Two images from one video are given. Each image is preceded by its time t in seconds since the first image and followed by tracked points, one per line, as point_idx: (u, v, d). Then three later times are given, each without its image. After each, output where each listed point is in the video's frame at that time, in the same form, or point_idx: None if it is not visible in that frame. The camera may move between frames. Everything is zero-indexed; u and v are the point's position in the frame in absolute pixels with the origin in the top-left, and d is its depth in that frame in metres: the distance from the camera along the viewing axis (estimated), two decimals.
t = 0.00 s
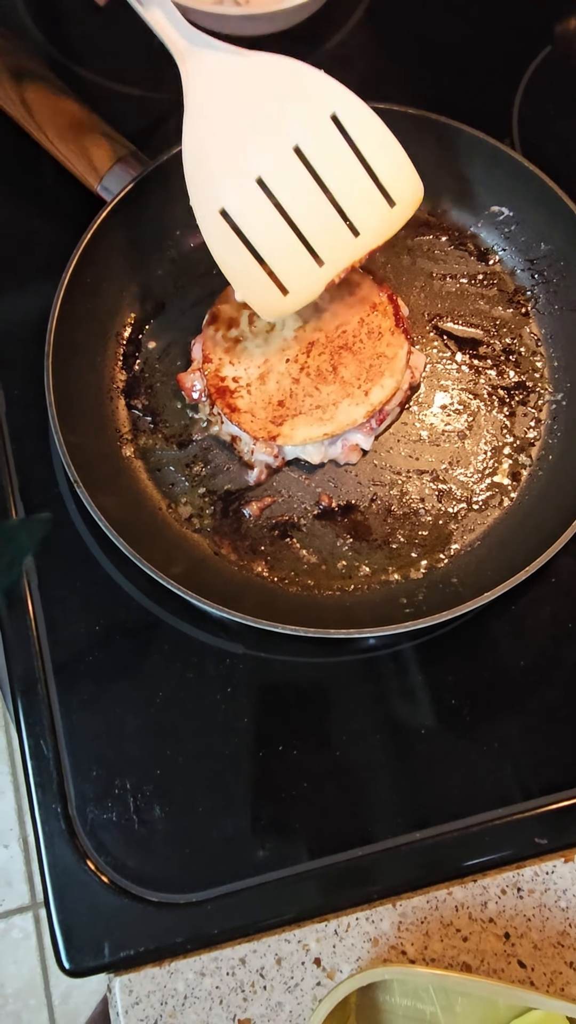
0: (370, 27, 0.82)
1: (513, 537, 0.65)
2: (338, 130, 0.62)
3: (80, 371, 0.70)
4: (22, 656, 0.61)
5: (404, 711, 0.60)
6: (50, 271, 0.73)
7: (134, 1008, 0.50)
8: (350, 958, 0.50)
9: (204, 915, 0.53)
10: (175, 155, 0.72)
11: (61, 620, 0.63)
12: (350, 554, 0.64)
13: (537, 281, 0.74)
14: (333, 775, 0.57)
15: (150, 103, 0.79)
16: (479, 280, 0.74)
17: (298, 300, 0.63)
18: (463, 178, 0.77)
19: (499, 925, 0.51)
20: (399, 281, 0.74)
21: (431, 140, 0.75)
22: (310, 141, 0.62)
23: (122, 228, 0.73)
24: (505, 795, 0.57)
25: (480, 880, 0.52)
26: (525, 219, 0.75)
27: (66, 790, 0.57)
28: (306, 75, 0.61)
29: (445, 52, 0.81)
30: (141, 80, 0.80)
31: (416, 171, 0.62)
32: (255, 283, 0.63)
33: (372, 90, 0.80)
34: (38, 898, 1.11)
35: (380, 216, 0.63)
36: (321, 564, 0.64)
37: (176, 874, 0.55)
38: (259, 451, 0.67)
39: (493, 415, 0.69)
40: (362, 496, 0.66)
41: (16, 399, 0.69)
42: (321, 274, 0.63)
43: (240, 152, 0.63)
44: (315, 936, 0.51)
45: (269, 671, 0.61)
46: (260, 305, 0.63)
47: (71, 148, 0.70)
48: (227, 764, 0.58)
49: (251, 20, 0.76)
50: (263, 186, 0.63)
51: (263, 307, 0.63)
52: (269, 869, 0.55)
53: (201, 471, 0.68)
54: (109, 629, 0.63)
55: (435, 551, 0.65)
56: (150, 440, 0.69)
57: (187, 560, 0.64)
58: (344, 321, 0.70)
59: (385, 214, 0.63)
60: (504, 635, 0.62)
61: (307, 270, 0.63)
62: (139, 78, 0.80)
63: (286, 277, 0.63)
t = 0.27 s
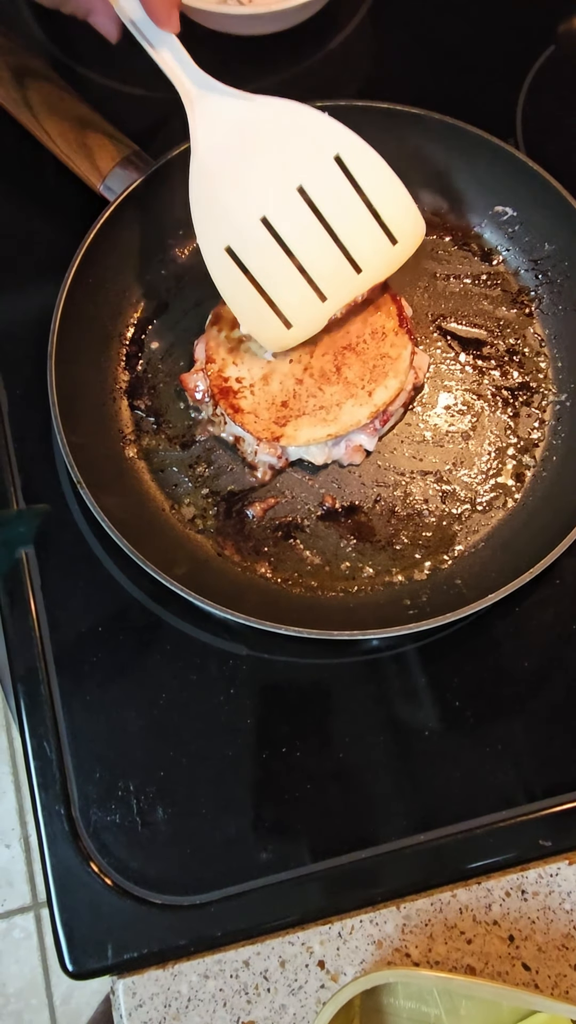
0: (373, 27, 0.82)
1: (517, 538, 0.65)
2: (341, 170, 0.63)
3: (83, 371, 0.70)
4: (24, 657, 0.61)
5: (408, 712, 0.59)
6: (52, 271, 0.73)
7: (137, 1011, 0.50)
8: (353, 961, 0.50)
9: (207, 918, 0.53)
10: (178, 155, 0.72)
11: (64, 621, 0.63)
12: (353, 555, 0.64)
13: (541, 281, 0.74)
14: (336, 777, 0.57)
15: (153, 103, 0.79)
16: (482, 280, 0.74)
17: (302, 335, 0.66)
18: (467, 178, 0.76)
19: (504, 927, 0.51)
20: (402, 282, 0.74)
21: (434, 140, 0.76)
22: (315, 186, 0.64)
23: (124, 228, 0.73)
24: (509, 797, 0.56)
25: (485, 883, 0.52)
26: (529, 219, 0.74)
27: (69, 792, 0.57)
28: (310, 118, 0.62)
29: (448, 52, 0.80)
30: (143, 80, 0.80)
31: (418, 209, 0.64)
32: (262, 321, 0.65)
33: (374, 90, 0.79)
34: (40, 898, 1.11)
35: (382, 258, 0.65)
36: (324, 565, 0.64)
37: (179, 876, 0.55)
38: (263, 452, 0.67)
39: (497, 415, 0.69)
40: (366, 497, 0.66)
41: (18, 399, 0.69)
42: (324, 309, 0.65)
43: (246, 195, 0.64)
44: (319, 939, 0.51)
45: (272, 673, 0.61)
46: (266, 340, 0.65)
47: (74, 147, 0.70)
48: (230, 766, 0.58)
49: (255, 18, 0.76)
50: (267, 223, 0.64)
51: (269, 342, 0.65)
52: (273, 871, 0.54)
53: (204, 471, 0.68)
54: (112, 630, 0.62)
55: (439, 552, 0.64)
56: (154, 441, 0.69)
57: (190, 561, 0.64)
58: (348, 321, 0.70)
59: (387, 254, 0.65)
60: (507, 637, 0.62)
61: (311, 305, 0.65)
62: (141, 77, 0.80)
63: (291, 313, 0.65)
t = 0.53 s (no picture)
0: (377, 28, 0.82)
1: (521, 541, 0.65)
2: (344, 25, 0.57)
3: (88, 373, 0.70)
4: (29, 659, 0.61)
5: (412, 714, 0.59)
6: (57, 273, 0.73)
7: (142, 1013, 0.49)
8: (358, 962, 0.50)
9: (212, 919, 0.53)
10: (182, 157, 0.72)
11: (68, 621, 0.63)
12: (358, 557, 0.64)
13: (545, 283, 0.74)
14: (341, 779, 0.57)
15: (157, 105, 0.79)
16: (487, 282, 0.74)
17: (307, 208, 0.63)
18: (471, 178, 0.77)
19: (509, 929, 0.50)
20: (406, 283, 0.74)
21: (439, 141, 0.76)
22: (309, 33, 0.58)
23: (129, 230, 0.73)
24: (514, 799, 0.56)
25: (489, 884, 0.52)
26: (534, 221, 0.75)
27: (74, 794, 0.57)
28: None
29: (452, 53, 0.80)
30: (147, 81, 0.80)
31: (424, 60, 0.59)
32: (260, 196, 0.61)
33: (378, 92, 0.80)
34: (42, 898, 1.12)
35: (387, 117, 0.60)
36: (329, 567, 0.64)
37: (184, 878, 0.55)
38: (267, 453, 0.67)
39: (501, 418, 0.69)
40: (370, 499, 0.66)
41: (23, 401, 0.69)
42: (328, 174, 0.62)
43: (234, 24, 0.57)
44: (324, 940, 0.51)
45: (277, 675, 0.61)
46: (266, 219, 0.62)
47: (79, 149, 0.70)
48: (235, 767, 0.58)
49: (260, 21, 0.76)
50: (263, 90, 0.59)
51: (273, 221, 0.62)
52: (277, 872, 0.54)
53: (209, 472, 0.68)
54: (117, 631, 0.63)
55: (444, 554, 0.65)
56: (158, 442, 0.69)
57: (195, 562, 0.64)
58: (353, 324, 0.70)
59: (391, 108, 0.60)
60: (512, 639, 0.62)
61: (315, 171, 0.61)
62: (145, 79, 0.80)
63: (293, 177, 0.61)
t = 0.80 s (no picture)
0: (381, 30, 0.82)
1: (526, 542, 0.65)
2: None
3: (93, 374, 0.70)
4: (34, 660, 0.61)
5: (417, 715, 0.60)
6: (62, 274, 0.73)
7: (148, 1014, 0.49)
8: (364, 964, 0.50)
9: (218, 921, 0.53)
10: (188, 159, 0.73)
11: (73, 623, 0.63)
12: (363, 558, 0.64)
13: (550, 285, 0.74)
14: (346, 781, 0.57)
15: (162, 106, 0.80)
16: (491, 284, 0.74)
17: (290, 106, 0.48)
18: (475, 180, 0.77)
19: (514, 931, 0.50)
20: (411, 285, 0.74)
21: (443, 143, 0.76)
22: None
23: (134, 232, 0.74)
24: (519, 801, 0.57)
25: (495, 887, 0.52)
26: (538, 222, 0.75)
27: (80, 795, 0.57)
28: None
29: (457, 55, 0.80)
30: (152, 83, 0.80)
31: None
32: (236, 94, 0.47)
33: (382, 94, 0.80)
34: (44, 898, 1.12)
35: None
36: (334, 569, 0.64)
37: (190, 879, 0.55)
38: (273, 455, 0.67)
39: (506, 420, 0.69)
40: (376, 501, 0.66)
41: (28, 402, 0.69)
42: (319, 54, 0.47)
43: None
44: (330, 942, 0.51)
45: (282, 677, 0.61)
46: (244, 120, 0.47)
47: (84, 149, 0.70)
48: (241, 769, 0.58)
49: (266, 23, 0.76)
50: None
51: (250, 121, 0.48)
52: (283, 873, 0.55)
53: (214, 474, 0.68)
54: (122, 633, 0.63)
55: (449, 556, 0.65)
56: (163, 444, 0.69)
57: (200, 564, 0.64)
58: (358, 326, 0.70)
59: None
60: (517, 641, 0.62)
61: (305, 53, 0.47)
62: (150, 81, 0.80)
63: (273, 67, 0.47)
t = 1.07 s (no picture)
0: (384, 31, 0.82)
1: (529, 543, 0.65)
2: None
3: (96, 374, 0.70)
4: (38, 661, 0.61)
5: (420, 716, 0.60)
6: (64, 274, 0.73)
7: (151, 1014, 0.49)
8: (367, 965, 0.50)
9: (221, 921, 0.53)
10: (191, 159, 0.73)
11: (76, 623, 0.63)
12: (366, 559, 0.64)
13: (553, 285, 0.74)
14: (349, 781, 0.57)
15: (164, 106, 0.80)
16: (494, 284, 0.74)
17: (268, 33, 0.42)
18: (478, 181, 0.77)
19: (518, 931, 0.50)
20: (414, 286, 0.74)
21: (445, 144, 0.76)
22: None
23: (136, 232, 0.73)
24: (522, 801, 0.57)
25: (498, 887, 0.52)
26: (541, 223, 0.75)
27: (84, 795, 0.57)
28: None
29: (460, 56, 0.80)
30: (154, 83, 0.80)
31: None
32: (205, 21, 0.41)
33: (385, 94, 0.80)
34: (44, 898, 1.12)
35: None
36: (337, 569, 0.64)
37: (193, 880, 0.55)
38: (276, 456, 0.68)
39: (509, 420, 0.69)
40: (379, 501, 0.66)
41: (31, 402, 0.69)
42: None
43: None
44: (333, 943, 0.51)
45: (286, 677, 0.61)
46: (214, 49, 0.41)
47: (87, 149, 0.70)
48: (244, 769, 0.58)
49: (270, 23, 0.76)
50: None
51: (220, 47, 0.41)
52: (286, 874, 0.54)
53: (217, 475, 0.68)
54: (125, 633, 0.63)
55: (452, 556, 0.65)
56: (166, 445, 0.69)
57: (203, 565, 0.64)
58: (361, 326, 0.70)
59: None
60: (520, 641, 0.62)
61: None
62: (152, 81, 0.80)
63: None
